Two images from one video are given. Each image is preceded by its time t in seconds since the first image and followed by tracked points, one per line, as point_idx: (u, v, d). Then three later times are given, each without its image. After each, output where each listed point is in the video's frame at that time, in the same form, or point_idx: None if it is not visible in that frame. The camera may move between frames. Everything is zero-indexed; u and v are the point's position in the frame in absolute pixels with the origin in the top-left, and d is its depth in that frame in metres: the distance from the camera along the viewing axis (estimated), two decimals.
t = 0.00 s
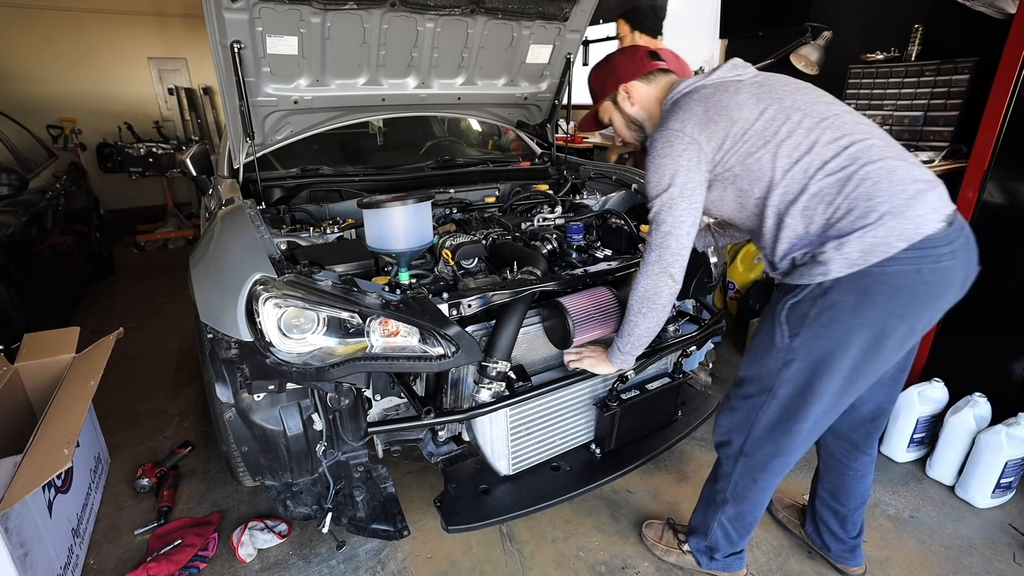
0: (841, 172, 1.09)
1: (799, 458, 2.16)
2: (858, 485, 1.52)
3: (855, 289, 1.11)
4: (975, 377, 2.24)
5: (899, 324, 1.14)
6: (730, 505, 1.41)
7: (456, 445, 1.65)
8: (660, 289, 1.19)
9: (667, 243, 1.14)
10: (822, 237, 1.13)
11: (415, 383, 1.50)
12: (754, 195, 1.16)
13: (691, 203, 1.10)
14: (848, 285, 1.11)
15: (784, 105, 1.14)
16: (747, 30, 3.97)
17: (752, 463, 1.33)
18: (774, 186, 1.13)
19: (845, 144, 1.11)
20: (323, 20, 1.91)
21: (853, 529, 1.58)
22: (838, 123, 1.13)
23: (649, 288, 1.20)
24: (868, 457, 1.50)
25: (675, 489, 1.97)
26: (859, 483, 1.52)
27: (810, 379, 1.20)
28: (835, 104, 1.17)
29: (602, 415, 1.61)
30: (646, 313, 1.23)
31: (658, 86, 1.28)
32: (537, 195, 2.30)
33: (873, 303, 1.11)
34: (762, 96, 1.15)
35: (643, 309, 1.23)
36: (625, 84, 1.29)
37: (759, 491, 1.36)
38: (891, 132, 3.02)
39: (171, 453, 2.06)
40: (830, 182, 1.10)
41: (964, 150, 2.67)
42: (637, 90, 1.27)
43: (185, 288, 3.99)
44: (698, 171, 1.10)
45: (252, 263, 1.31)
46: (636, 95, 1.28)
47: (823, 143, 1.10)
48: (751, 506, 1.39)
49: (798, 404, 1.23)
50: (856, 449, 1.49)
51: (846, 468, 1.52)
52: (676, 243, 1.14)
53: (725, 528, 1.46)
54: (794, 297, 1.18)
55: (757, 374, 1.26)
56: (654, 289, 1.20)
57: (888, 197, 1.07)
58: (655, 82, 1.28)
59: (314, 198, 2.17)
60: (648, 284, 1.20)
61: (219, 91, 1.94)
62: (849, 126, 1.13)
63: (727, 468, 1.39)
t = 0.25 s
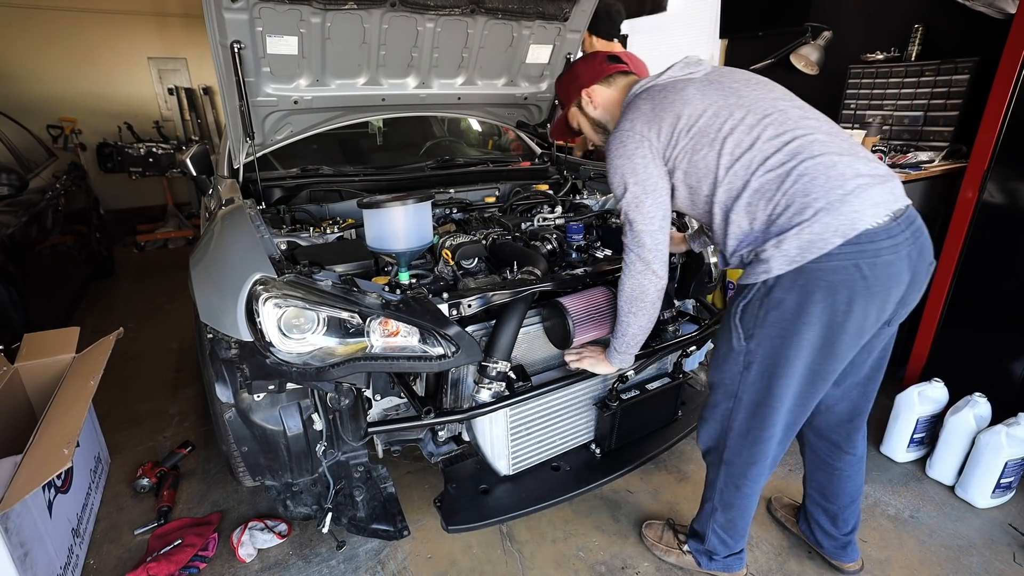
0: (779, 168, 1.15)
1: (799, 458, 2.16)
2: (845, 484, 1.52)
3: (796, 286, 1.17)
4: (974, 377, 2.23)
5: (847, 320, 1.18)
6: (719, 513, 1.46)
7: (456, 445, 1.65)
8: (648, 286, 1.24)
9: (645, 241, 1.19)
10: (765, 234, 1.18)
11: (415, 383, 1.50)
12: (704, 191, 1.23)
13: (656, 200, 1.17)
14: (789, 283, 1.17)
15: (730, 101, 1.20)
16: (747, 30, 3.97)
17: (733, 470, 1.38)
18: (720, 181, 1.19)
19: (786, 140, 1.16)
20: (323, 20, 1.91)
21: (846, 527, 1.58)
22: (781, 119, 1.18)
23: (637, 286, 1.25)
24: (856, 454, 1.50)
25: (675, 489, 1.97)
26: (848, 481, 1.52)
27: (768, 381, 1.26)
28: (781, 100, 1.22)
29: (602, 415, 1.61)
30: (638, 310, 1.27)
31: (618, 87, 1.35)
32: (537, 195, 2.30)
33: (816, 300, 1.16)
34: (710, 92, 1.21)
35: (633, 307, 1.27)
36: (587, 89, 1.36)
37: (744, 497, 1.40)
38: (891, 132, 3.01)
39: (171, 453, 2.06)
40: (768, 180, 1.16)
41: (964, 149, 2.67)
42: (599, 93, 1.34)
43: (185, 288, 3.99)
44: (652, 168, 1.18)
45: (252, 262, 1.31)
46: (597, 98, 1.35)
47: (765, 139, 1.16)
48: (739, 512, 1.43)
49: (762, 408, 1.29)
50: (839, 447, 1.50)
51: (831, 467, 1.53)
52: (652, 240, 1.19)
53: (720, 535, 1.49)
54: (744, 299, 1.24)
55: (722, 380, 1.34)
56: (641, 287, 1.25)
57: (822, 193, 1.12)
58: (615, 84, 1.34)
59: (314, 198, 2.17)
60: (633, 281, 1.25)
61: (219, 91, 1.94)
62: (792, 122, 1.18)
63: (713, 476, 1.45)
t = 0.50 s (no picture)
0: (745, 167, 1.15)
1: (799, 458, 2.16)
2: (828, 479, 1.53)
3: (766, 284, 1.19)
4: (974, 377, 2.23)
5: (818, 317, 1.19)
6: (715, 514, 1.46)
7: (456, 445, 1.66)
8: (638, 284, 1.26)
9: (634, 238, 1.21)
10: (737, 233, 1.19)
11: (415, 382, 1.50)
12: (677, 190, 1.24)
13: (636, 199, 1.19)
14: (759, 282, 1.19)
15: (700, 101, 1.20)
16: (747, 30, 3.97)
17: (724, 471, 1.39)
18: (692, 180, 1.20)
19: (753, 138, 1.15)
20: (323, 20, 1.91)
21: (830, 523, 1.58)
22: (750, 116, 1.17)
23: (630, 284, 1.26)
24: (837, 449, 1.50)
25: (675, 489, 1.97)
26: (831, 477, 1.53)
27: (748, 381, 1.28)
28: (752, 97, 1.21)
29: (602, 415, 1.61)
30: (634, 308, 1.29)
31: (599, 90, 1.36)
32: (537, 195, 2.30)
33: (785, 298, 1.18)
34: (680, 92, 1.22)
35: (626, 307, 1.29)
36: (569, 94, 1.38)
37: (739, 498, 1.40)
38: (891, 132, 3.01)
39: (171, 453, 2.06)
40: (735, 179, 1.16)
41: (964, 150, 2.67)
42: (581, 98, 1.36)
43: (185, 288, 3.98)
44: (627, 169, 1.20)
45: (252, 262, 1.30)
46: (580, 102, 1.36)
47: (732, 138, 1.16)
48: (735, 512, 1.42)
49: (745, 408, 1.30)
50: (821, 443, 1.51)
51: (813, 462, 1.55)
52: (638, 239, 1.21)
53: (718, 536, 1.49)
54: (719, 300, 1.27)
55: (706, 382, 1.37)
56: (632, 286, 1.27)
57: (786, 192, 1.12)
58: (596, 87, 1.36)
59: (314, 198, 2.17)
60: (625, 280, 1.27)
61: (219, 92, 1.94)
62: (760, 119, 1.17)
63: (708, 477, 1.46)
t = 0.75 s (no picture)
0: (732, 168, 1.15)
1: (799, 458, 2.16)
2: (818, 474, 1.54)
3: (755, 284, 1.19)
4: (974, 377, 2.23)
5: (807, 316, 1.20)
6: (713, 514, 1.46)
7: (456, 445, 1.66)
8: (636, 284, 1.26)
9: (632, 239, 1.22)
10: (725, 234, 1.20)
11: (415, 382, 1.50)
12: (668, 192, 1.25)
13: (629, 200, 1.20)
14: (748, 282, 1.20)
15: (688, 102, 1.20)
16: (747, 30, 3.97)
17: (720, 471, 1.39)
18: (681, 181, 1.21)
19: (740, 138, 1.15)
20: (323, 20, 1.91)
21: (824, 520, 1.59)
22: (737, 117, 1.17)
23: (629, 285, 1.26)
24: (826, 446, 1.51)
25: (675, 489, 1.97)
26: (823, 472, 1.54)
27: (741, 381, 1.28)
28: (740, 98, 1.21)
29: (602, 415, 1.61)
30: (633, 308, 1.29)
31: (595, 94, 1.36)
32: (537, 195, 2.30)
33: (772, 297, 1.18)
34: (668, 94, 1.22)
35: (623, 307, 1.29)
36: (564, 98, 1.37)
37: (736, 497, 1.40)
38: (891, 132, 3.01)
39: (171, 453, 2.06)
40: (723, 180, 1.17)
41: (964, 150, 2.67)
42: (575, 102, 1.36)
43: (185, 288, 3.99)
44: (618, 171, 1.21)
45: (252, 262, 1.30)
46: (574, 106, 1.36)
47: (719, 139, 1.16)
48: (732, 512, 1.42)
49: (738, 408, 1.30)
50: (810, 439, 1.53)
51: (802, 458, 1.55)
52: (633, 240, 1.22)
53: (717, 536, 1.49)
54: (709, 301, 1.28)
55: (699, 382, 1.37)
56: (630, 287, 1.27)
57: (771, 192, 1.12)
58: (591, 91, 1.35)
59: (314, 198, 2.17)
60: (623, 281, 1.27)
61: (219, 91, 1.94)
62: (748, 119, 1.17)
63: (706, 477, 1.46)
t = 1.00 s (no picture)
0: (736, 166, 1.15)
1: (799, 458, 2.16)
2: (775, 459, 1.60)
3: (757, 283, 1.20)
4: (974, 377, 2.23)
5: (808, 315, 1.20)
6: (713, 513, 1.46)
7: (456, 445, 1.66)
8: (640, 277, 1.24)
9: (637, 231, 1.20)
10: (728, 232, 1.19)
11: (416, 382, 1.50)
12: (671, 189, 1.25)
13: (633, 194, 1.18)
14: (750, 281, 1.20)
15: (694, 100, 1.21)
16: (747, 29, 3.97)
17: (721, 471, 1.39)
18: (684, 178, 1.21)
19: (745, 136, 1.16)
20: (323, 20, 1.91)
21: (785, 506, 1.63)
22: (741, 115, 1.18)
23: (634, 278, 1.25)
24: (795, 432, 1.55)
25: (675, 489, 1.97)
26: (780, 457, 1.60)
27: (742, 380, 1.28)
28: (744, 96, 1.21)
29: (602, 415, 1.61)
30: (638, 303, 1.28)
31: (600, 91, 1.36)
32: (537, 195, 2.30)
33: (774, 296, 1.19)
34: (674, 91, 1.22)
35: (629, 303, 1.28)
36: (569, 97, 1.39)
37: (737, 497, 1.40)
38: (891, 132, 3.01)
39: (171, 453, 2.06)
40: (727, 178, 1.17)
41: (964, 150, 2.67)
42: (580, 100, 1.37)
43: (185, 288, 3.99)
44: (624, 166, 1.20)
45: (252, 262, 1.30)
46: (580, 105, 1.37)
47: (723, 137, 1.17)
48: (733, 512, 1.42)
49: (739, 407, 1.30)
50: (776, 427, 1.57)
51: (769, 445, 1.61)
52: (638, 234, 1.20)
53: (717, 536, 1.49)
54: (711, 300, 1.28)
55: (700, 381, 1.37)
56: (635, 280, 1.25)
57: (775, 191, 1.12)
58: (596, 89, 1.36)
59: (314, 198, 2.17)
60: (629, 275, 1.25)
61: (219, 91, 1.94)
62: (752, 118, 1.17)
63: (706, 477, 1.46)
